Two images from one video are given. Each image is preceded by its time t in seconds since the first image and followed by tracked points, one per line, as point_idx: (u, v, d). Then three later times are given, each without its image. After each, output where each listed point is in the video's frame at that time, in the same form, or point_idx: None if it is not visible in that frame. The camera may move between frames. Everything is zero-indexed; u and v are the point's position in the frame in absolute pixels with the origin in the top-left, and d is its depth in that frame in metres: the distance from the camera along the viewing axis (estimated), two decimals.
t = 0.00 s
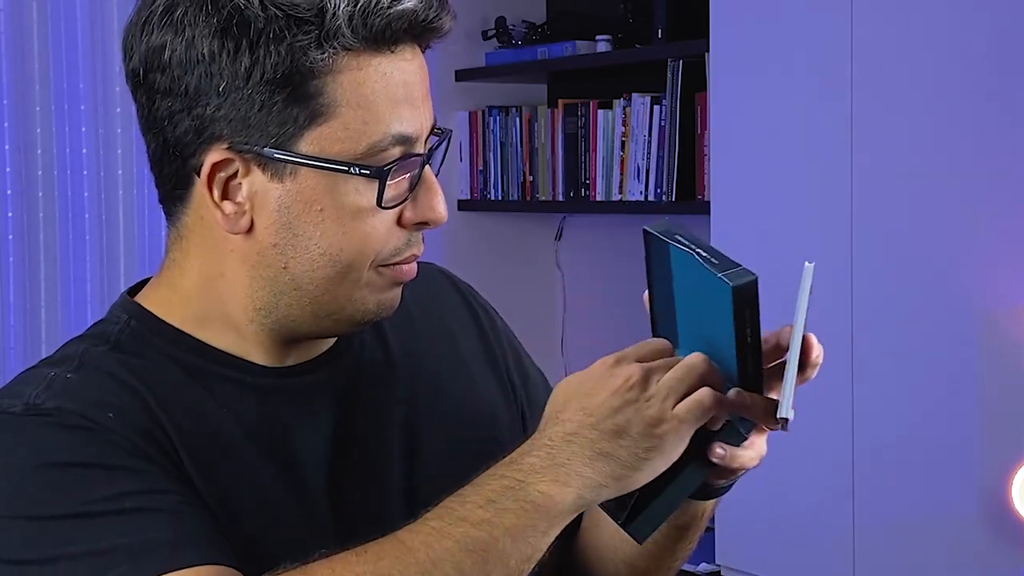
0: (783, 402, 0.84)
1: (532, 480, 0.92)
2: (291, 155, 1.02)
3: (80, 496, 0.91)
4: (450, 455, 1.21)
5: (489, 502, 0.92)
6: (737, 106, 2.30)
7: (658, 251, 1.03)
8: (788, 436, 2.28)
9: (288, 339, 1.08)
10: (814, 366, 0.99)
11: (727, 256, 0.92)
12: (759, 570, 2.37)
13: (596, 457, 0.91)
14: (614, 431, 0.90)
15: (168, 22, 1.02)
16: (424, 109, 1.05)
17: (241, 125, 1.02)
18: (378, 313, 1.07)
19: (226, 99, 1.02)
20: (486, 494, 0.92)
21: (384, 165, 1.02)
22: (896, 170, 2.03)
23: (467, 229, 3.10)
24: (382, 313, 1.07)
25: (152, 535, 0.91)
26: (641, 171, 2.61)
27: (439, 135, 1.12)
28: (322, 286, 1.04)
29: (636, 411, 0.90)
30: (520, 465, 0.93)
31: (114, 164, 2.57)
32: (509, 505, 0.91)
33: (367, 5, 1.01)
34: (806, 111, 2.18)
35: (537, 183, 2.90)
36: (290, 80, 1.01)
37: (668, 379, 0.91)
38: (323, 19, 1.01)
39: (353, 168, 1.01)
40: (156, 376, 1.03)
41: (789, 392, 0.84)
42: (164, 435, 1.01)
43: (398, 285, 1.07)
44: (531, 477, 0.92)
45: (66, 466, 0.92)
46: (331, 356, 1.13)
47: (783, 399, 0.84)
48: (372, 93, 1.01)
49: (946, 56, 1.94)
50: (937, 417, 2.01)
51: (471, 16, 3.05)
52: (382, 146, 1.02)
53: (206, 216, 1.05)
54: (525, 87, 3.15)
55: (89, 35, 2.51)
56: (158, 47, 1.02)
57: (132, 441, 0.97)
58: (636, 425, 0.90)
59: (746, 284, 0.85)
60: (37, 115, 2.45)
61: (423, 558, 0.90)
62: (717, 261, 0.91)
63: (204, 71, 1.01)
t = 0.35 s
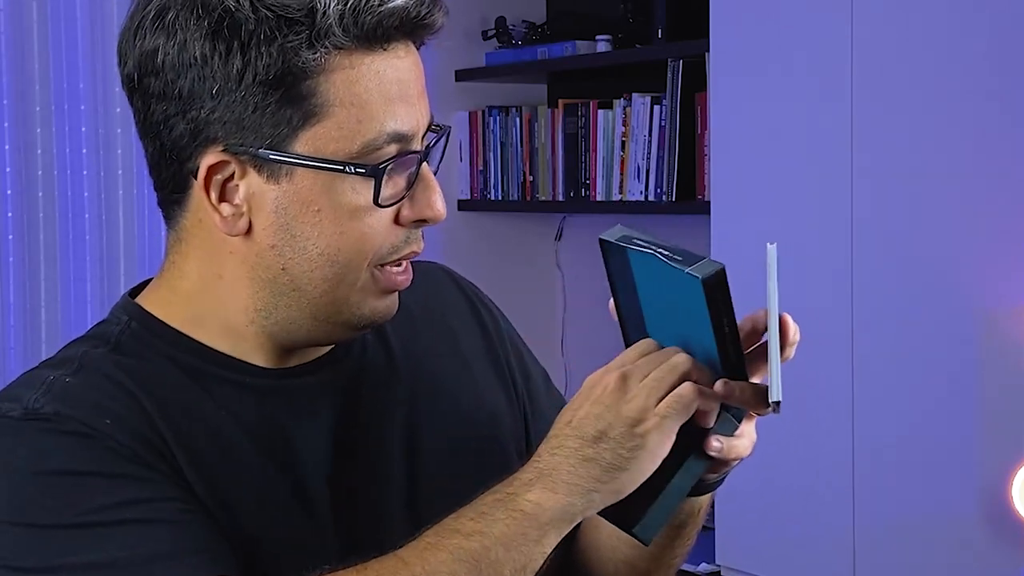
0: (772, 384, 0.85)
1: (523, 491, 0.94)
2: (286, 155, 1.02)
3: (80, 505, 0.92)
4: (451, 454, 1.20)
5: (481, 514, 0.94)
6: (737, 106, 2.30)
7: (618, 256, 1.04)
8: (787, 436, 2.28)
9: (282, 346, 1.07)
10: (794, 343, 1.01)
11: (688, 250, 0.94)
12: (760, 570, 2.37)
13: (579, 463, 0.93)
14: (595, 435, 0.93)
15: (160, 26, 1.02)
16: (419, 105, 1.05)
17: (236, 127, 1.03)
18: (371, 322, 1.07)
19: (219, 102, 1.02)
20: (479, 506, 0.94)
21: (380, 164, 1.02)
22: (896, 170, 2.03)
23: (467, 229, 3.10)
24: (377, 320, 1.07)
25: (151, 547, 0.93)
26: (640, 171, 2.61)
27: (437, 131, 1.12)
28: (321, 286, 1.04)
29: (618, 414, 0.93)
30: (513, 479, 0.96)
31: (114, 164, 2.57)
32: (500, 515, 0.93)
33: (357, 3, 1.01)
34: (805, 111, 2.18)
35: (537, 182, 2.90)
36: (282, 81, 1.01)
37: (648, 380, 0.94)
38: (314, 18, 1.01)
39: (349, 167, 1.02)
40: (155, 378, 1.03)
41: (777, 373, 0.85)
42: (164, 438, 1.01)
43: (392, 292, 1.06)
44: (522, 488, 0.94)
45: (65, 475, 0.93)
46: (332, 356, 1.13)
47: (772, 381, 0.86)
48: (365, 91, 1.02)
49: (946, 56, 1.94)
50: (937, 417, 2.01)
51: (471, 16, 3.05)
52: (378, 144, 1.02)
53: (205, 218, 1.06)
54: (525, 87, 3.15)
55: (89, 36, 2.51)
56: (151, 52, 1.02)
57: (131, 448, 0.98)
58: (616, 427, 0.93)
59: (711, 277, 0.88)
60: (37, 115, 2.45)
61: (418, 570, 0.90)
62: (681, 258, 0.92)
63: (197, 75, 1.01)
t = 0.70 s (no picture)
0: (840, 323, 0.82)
1: (485, 531, 0.92)
2: (283, 152, 1.03)
3: (73, 522, 0.94)
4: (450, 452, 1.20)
5: (445, 552, 0.92)
6: (737, 106, 2.30)
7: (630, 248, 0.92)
8: (787, 435, 2.28)
9: (280, 347, 1.07)
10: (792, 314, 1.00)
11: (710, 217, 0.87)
12: (760, 571, 2.37)
13: (541, 505, 0.91)
14: (552, 479, 0.90)
15: (152, 29, 1.03)
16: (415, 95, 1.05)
17: (232, 127, 1.03)
18: (377, 314, 1.06)
19: (213, 101, 1.03)
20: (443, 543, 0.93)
21: (376, 155, 1.02)
22: (896, 170, 2.03)
23: (467, 229, 3.10)
24: (379, 315, 1.06)
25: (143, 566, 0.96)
26: (640, 171, 2.61)
27: (434, 123, 1.12)
28: (323, 283, 1.03)
29: (576, 461, 0.89)
30: (476, 514, 0.93)
31: (114, 164, 2.57)
32: (464, 557, 0.92)
33: None
34: (805, 111, 2.18)
35: (537, 182, 2.90)
36: (275, 78, 1.01)
37: (609, 426, 0.89)
38: (303, 13, 1.01)
39: (345, 160, 1.02)
40: (152, 377, 1.04)
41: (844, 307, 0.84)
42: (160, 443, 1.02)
43: (396, 285, 1.05)
44: (484, 528, 0.92)
45: (58, 485, 0.95)
46: (333, 355, 1.13)
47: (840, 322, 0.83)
48: (357, 83, 1.01)
49: (946, 55, 1.94)
50: (937, 417, 2.01)
51: (471, 16, 3.05)
52: (373, 135, 1.02)
53: (205, 221, 1.06)
54: (525, 87, 3.15)
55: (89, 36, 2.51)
56: (144, 55, 1.03)
57: (124, 452, 0.99)
58: (572, 473, 0.89)
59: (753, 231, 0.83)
60: (37, 115, 2.45)
61: None
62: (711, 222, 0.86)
63: (191, 75, 1.02)
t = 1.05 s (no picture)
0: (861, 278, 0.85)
1: (476, 551, 0.89)
2: (270, 172, 1.03)
3: (72, 538, 0.95)
4: (451, 454, 1.19)
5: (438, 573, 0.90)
6: (737, 107, 2.30)
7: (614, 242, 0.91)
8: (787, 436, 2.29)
9: (285, 347, 1.07)
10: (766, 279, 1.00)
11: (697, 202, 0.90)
12: (760, 571, 2.37)
13: (532, 526, 0.88)
14: (544, 503, 0.87)
15: (130, 54, 1.02)
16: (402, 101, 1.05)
17: (216, 147, 1.03)
18: (370, 323, 1.07)
19: (196, 124, 1.02)
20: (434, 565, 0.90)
21: (364, 170, 1.02)
22: (896, 171, 2.03)
23: (467, 229, 3.10)
24: (375, 322, 1.07)
25: None
26: (641, 170, 2.61)
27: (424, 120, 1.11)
28: (316, 295, 1.04)
29: (568, 487, 0.86)
30: (466, 531, 0.90)
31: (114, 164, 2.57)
32: None
33: (323, 12, 1.00)
34: (805, 112, 2.18)
35: (537, 182, 2.90)
36: (256, 99, 1.01)
37: (602, 453, 0.85)
38: (280, 33, 1.00)
39: (332, 178, 1.02)
40: (150, 384, 1.04)
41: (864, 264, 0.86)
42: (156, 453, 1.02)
43: (386, 295, 1.06)
44: (474, 547, 0.89)
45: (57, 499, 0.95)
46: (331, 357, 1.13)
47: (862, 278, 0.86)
48: (341, 98, 1.01)
49: (945, 56, 1.94)
50: (937, 418, 2.01)
51: (471, 16, 3.04)
52: (360, 150, 1.02)
53: (196, 239, 1.06)
54: (525, 87, 3.15)
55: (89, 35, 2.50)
56: (124, 79, 1.03)
57: (121, 462, 1.00)
58: (565, 498, 0.86)
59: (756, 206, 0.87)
60: (37, 115, 2.45)
61: None
62: (708, 206, 0.88)
63: (171, 100, 1.02)
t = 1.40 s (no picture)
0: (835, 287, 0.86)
1: (484, 553, 0.89)
2: (260, 188, 1.03)
3: (73, 540, 0.95)
4: (451, 453, 1.19)
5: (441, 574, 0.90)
6: (737, 107, 2.30)
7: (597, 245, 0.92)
8: (787, 437, 2.29)
9: (280, 350, 1.08)
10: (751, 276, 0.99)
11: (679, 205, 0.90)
12: (760, 571, 2.37)
13: (543, 531, 0.88)
14: (563, 510, 0.87)
15: (122, 65, 1.02)
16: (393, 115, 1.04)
17: (208, 161, 1.03)
18: (360, 327, 1.07)
19: (187, 138, 1.02)
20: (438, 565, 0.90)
21: (354, 190, 1.02)
22: (896, 171, 2.03)
23: (467, 229, 3.10)
24: (365, 326, 1.07)
25: None
26: (641, 170, 2.61)
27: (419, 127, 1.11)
28: (304, 303, 1.04)
29: (590, 494, 0.86)
30: (472, 532, 0.90)
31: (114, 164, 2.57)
32: None
33: (316, 31, 1.00)
34: (805, 112, 2.18)
35: (537, 182, 2.90)
36: (247, 116, 1.01)
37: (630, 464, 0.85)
38: (272, 52, 0.99)
39: (322, 197, 1.02)
40: (146, 387, 1.05)
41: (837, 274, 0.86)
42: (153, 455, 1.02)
43: (380, 299, 1.07)
44: (483, 550, 0.89)
45: (58, 501, 0.95)
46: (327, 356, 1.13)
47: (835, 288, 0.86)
48: (333, 115, 1.01)
49: (946, 56, 1.93)
50: (937, 418, 2.01)
51: (471, 16, 3.04)
52: (350, 167, 1.02)
53: (187, 249, 1.06)
54: (525, 87, 3.15)
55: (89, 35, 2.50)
56: (115, 89, 1.03)
57: (120, 465, 1.00)
58: (583, 508, 0.86)
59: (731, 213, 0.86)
60: (37, 115, 2.45)
61: None
62: (686, 211, 0.88)
63: (162, 114, 1.01)
